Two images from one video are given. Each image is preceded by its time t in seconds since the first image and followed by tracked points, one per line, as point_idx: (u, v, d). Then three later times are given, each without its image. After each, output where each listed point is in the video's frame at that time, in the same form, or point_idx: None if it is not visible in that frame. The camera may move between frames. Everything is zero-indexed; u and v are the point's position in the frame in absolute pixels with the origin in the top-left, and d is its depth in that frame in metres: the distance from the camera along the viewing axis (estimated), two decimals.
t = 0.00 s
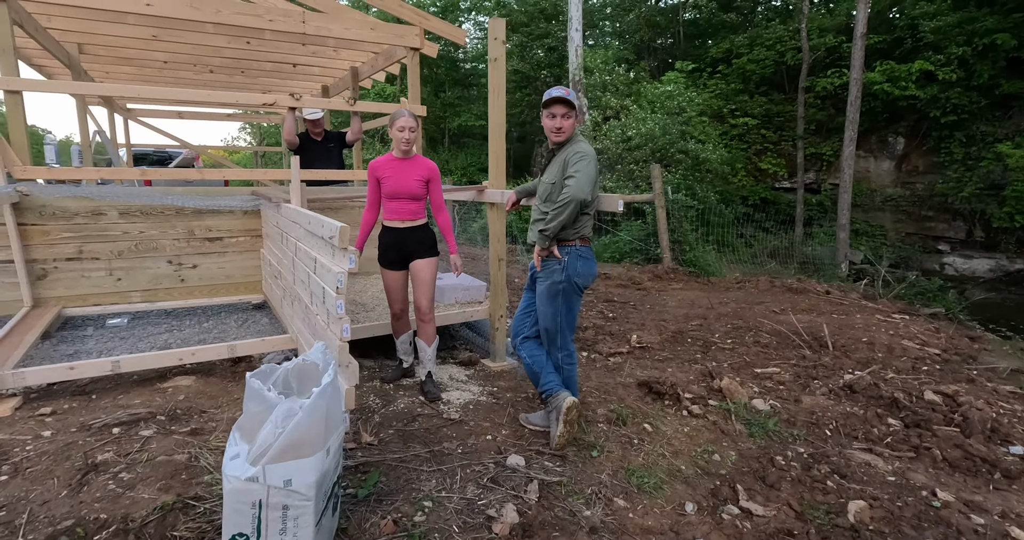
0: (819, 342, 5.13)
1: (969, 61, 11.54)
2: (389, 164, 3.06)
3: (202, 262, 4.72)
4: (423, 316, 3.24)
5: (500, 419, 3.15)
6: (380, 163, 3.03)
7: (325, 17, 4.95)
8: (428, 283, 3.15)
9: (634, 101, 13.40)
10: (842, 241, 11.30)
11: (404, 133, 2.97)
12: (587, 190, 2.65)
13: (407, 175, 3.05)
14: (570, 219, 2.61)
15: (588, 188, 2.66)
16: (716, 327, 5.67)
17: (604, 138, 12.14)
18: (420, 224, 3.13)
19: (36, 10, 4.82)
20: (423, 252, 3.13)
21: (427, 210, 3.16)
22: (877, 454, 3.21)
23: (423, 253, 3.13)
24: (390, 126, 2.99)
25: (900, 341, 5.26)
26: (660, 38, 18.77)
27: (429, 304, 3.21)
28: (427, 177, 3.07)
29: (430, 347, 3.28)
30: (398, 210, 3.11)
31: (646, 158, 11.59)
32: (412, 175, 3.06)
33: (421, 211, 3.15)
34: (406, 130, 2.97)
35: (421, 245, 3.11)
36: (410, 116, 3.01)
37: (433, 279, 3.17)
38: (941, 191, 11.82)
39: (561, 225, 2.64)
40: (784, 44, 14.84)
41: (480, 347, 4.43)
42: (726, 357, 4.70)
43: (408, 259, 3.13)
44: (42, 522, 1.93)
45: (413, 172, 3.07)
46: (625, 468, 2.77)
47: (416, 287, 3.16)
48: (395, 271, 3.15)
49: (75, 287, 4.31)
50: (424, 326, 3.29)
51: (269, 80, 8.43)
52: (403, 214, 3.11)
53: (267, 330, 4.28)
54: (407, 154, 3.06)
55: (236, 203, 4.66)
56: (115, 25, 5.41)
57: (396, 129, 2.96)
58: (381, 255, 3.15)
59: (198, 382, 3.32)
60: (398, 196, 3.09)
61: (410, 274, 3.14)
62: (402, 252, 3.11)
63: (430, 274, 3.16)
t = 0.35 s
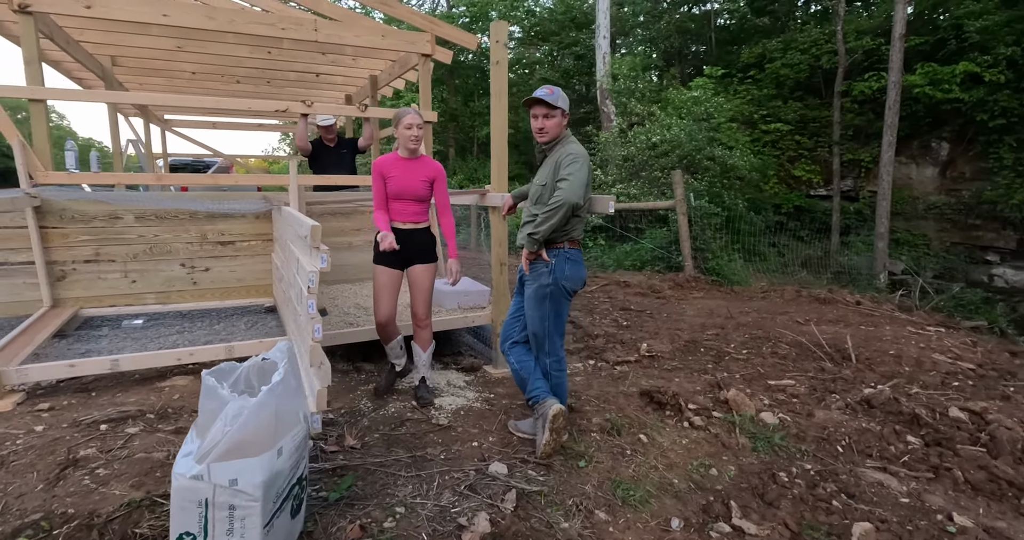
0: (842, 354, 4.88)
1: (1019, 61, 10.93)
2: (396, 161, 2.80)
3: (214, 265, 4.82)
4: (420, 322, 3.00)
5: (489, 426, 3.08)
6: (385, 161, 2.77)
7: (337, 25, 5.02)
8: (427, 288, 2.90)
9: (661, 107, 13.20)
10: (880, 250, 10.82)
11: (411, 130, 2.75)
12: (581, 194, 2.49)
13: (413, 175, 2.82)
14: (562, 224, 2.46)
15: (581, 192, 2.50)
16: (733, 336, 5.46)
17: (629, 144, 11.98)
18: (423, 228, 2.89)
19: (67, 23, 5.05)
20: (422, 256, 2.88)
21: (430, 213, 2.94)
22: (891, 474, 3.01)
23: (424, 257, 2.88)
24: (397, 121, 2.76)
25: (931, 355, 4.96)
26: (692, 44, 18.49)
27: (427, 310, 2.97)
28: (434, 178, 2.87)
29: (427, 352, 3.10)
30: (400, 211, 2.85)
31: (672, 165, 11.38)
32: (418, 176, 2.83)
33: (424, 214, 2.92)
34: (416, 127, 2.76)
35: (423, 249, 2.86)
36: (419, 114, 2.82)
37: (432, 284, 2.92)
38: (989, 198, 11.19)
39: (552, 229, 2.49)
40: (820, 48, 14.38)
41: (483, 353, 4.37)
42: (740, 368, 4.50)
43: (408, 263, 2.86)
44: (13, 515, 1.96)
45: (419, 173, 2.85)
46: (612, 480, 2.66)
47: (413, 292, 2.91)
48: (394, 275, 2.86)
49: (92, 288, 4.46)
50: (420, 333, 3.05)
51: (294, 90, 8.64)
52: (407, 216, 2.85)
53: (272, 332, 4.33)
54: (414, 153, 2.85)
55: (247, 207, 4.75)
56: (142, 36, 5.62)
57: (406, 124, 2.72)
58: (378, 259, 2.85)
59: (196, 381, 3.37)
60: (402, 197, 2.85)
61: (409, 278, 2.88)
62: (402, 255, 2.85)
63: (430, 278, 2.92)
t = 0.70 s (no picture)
0: (868, 361, 4.60)
1: None
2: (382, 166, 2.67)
3: (226, 273, 4.83)
4: (409, 330, 2.93)
5: (479, 435, 3.00)
6: (375, 163, 2.62)
7: (343, 34, 5.06)
8: (416, 295, 2.82)
9: (687, 109, 12.93)
10: (923, 252, 10.27)
11: (396, 133, 2.66)
12: (561, 195, 2.34)
13: (399, 178, 2.73)
14: (540, 228, 2.33)
15: (561, 194, 2.34)
16: (753, 343, 5.22)
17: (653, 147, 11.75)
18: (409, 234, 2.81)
19: (90, 42, 5.25)
20: (407, 263, 2.78)
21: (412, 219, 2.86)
22: (911, 491, 2.78)
23: (411, 264, 2.79)
24: (381, 124, 2.65)
25: (968, 362, 4.63)
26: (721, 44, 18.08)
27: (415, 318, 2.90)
28: (417, 183, 2.81)
29: (420, 359, 3.06)
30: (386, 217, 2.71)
31: (698, 167, 11.10)
32: (403, 181, 2.75)
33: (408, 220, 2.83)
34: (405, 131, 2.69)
35: (411, 256, 2.78)
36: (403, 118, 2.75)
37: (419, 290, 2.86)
38: None
39: (532, 233, 2.37)
40: (855, 42, 13.84)
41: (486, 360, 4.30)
42: (755, 377, 4.29)
43: (398, 271, 2.75)
44: None
45: (403, 178, 2.77)
46: (601, 493, 2.54)
47: (400, 300, 2.81)
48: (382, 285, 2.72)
49: (107, 297, 4.58)
50: (410, 340, 2.99)
51: (316, 101, 8.80)
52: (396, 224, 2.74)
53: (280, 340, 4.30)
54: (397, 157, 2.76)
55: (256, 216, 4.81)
56: (162, 52, 5.80)
57: (397, 127, 2.64)
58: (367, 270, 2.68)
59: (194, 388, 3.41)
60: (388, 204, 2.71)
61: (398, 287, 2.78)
62: (389, 264, 2.72)
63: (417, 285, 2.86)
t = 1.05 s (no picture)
0: (910, 379, 4.24)
1: None
2: (361, 163, 2.53)
3: (245, 276, 4.97)
4: (392, 336, 2.83)
5: (473, 445, 2.88)
6: (353, 161, 2.48)
7: (361, 39, 5.08)
8: (399, 299, 2.72)
9: (726, 113, 12.52)
10: (984, 262, 9.55)
11: (378, 128, 2.51)
12: (546, 193, 2.21)
13: (381, 175, 2.58)
14: (523, 229, 2.21)
15: (545, 191, 2.21)
16: (784, 356, 4.91)
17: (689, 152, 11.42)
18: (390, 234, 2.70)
19: (126, 53, 5.47)
20: (388, 266, 2.67)
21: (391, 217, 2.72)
22: (945, 524, 2.50)
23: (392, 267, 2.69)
24: (360, 118, 2.48)
25: None
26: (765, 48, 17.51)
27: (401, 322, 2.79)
28: (397, 180, 2.68)
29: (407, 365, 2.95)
30: (366, 218, 2.58)
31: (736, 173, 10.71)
32: (384, 178, 2.61)
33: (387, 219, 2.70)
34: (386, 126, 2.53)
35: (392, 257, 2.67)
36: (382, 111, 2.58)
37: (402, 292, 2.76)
38: None
39: (517, 233, 2.25)
40: (908, 41, 13.11)
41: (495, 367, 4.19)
42: (781, 392, 4.01)
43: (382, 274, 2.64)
44: None
45: (383, 175, 2.63)
46: (593, 513, 2.38)
47: (383, 305, 2.70)
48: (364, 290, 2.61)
49: (131, 297, 4.70)
50: (395, 347, 2.88)
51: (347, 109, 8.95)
52: (376, 226, 2.61)
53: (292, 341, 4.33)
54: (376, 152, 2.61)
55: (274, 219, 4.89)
56: (195, 62, 6.00)
57: (380, 123, 2.48)
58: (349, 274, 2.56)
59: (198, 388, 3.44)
60: (369, 202, 2.57)
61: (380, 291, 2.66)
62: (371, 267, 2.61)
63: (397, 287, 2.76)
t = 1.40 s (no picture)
0: (967, 398, 3.88)
1: None
2: (359, 161, 2.53)
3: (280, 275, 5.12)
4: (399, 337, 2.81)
5: (481, 448, 2.82)
6: (351, 159, 2.48)
7: (396, 43, 5.16)
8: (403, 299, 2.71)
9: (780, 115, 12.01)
10: None
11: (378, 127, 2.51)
12: (549, 191, 2.16)
13: (380, 174, 2.59)
14: (525, 229, 2.17)
15: (549, 189, 2.16)
16: (827, 369, 4.61)
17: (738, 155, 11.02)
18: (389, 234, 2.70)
19: (179, 61, 5.78)
20: (388, 265, 2.66)
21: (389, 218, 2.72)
22: None
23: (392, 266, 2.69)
24: (361, 116, 2.49)
25: None
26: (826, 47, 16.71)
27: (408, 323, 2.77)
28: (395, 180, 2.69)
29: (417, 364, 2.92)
30: (364, 216, 2.57)
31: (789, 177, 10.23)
32: (383, 176, 2.61)
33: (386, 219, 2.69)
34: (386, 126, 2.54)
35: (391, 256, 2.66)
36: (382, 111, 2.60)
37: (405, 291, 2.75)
38: None
39: (519, 233, 2.21)
40: (985, 35, 12.19)
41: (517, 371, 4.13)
42: (819, 407, 3.75)
43: (383, 274, 2.64)
44: None
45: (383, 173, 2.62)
46: (595, 523, 2.28)
47: (388, 306, 2.70)
48: (364, 288, 2.61)
49: (175, 293, 4.91)
50: (402, 347, 2.86)
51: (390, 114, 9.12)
52: (376, 224, 2.60)
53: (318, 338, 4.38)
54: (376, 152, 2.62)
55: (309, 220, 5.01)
56: (243, 69, 6.27)
57: (380, 122, 2.48)
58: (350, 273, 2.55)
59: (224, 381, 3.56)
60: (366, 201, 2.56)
61: (380, 290, 2.66)
62: (373, 267, 2.59)
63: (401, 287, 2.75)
